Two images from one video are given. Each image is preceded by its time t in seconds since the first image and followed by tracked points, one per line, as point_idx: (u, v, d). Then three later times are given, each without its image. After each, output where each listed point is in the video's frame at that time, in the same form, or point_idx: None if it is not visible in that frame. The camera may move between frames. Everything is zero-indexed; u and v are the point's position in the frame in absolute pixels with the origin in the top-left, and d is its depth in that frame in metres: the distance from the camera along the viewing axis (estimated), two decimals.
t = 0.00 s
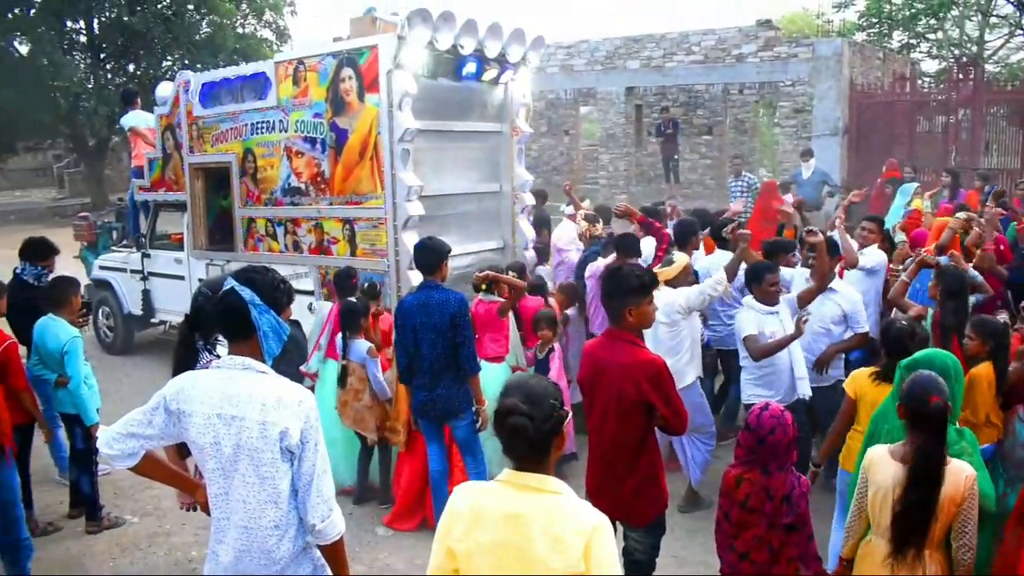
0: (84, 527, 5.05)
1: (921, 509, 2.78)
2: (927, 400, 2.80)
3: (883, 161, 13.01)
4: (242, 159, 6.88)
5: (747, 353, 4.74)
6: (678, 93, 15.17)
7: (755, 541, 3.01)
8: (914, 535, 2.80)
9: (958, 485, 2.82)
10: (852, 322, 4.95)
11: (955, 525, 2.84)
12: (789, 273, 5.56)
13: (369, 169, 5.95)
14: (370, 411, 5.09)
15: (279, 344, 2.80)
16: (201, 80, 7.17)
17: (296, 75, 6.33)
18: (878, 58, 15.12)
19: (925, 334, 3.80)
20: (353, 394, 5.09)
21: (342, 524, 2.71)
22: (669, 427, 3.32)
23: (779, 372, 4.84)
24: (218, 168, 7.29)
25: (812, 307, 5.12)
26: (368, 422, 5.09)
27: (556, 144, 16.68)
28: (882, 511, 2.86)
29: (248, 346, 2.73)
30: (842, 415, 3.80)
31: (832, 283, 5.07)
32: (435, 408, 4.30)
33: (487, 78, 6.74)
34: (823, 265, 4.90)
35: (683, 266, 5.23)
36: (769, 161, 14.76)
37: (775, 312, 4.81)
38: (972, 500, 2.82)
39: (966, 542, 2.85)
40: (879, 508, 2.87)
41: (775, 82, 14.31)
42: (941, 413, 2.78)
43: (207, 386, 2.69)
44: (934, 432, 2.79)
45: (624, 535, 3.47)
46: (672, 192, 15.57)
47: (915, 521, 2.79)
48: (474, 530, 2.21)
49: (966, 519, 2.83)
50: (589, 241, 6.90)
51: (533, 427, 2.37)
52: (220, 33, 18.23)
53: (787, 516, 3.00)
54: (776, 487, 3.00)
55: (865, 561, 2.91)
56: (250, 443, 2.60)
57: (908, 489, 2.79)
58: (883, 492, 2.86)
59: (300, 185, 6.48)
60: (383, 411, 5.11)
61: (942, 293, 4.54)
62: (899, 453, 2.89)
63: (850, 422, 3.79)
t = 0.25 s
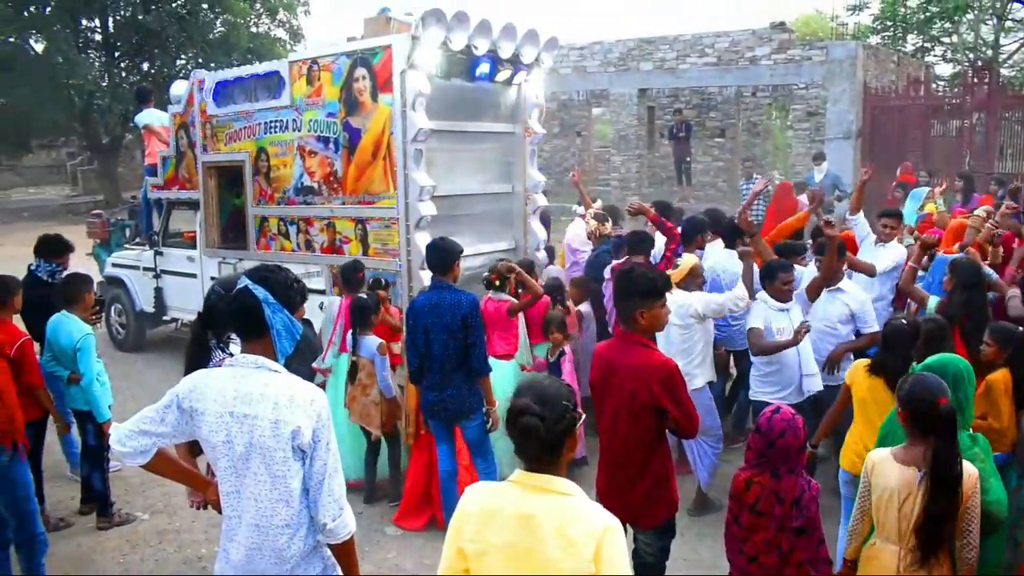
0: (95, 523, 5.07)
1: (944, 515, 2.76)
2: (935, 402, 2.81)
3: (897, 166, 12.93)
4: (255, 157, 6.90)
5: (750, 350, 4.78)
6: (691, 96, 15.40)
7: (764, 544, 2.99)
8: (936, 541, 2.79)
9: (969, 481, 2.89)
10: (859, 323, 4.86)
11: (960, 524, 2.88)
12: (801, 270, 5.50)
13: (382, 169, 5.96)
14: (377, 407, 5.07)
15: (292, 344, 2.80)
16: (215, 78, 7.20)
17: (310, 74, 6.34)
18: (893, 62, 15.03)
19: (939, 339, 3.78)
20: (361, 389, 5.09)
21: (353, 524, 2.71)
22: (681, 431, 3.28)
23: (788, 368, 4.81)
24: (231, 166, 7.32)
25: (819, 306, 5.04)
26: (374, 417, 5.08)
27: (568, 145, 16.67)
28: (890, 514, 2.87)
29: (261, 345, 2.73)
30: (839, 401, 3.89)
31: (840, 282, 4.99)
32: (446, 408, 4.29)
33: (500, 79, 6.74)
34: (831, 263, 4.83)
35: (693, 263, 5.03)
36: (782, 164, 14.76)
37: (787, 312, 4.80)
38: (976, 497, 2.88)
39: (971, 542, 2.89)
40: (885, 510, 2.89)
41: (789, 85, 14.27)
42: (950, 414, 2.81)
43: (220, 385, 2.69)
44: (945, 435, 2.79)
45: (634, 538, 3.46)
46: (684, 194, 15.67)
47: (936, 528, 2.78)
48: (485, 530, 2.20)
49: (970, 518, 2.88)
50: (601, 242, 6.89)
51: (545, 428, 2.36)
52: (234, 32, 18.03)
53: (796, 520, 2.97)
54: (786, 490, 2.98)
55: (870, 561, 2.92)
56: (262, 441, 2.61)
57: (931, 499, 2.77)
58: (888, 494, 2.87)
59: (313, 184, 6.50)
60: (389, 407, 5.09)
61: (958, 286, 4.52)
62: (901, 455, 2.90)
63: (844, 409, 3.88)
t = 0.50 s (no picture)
0: (107, 520, 5.10)
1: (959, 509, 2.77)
2: (933, 401, 2.84)
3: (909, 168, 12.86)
4: (268, 157, 6.92)
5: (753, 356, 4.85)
6: (702, 97, 15.24)
7: (774, 546, 2.98)
8: (955, 542, 2.77)
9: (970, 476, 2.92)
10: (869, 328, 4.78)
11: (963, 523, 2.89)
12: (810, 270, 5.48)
13: (393, 168, 5.97)
14: (388, 405, 5.09)
15: (305, 343, 2.81)
16: (227, 78, 7.23)
17: (322, 74, 6.36)
18: (906, 63, 14.94)
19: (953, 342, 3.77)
20: (371, 387, 5.09)
21: (364, 523, 2.71)
22: (691, 433, 3.25)
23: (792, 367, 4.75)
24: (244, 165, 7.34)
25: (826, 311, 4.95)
26: (384, 414, 5.09)
27: (579, 145, 16.64)
28: (893, 514, 2.87)
29: (273, 344, 2.74)
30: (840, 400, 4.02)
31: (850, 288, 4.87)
32: (456, 408, 4.30)
33: (512, 80, 6.74)
34: (836, 263, 4.80)
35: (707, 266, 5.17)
36: (794, 165, 14.66)
37: (796, 309, 4.80)
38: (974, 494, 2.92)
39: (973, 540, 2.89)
40: (887, 511, 2.89)
41: (801, 86, 14.19)
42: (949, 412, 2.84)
43: (233, 383, 2.70)
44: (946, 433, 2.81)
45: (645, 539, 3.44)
46: (696, 196, 15.68)
47: (954, 529, 2.77)
48: (497, 530, 2.20)
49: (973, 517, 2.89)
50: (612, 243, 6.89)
51: (557, 427, 2.36)
52: (246, 32, 18.11)
53: (806, 522, 2.95)
54: (797, 491, 2.97)
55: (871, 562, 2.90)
56: (274, 440, 2.62)
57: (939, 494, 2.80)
58: (891, 495, 2.87)
59: (325, 184, 6.51)
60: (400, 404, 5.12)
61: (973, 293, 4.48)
62: (901, 455, 2.91)
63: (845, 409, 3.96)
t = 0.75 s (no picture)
0: (114, 519, 5.11)
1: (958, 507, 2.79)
2: (928, 399, 2.87)
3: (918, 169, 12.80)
4: (275, 157, 6.93)
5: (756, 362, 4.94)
6: (711, 97, 15.06)
7: (779, 547, 2.96)
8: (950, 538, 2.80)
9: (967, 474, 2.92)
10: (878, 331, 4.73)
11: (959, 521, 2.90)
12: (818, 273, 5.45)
13: (401, 169, 5.97)
14: (395, 411, 5.07)
15: (312, 343, 2.80)
16: (235, 78, 7.24)
17: (330, 74, 6.36)
18: (915, 65, 14.86)
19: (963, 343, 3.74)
20: (379, 394, 5.09)
21: (371, 523, 2.70)
22: (698, 435, 3.23)
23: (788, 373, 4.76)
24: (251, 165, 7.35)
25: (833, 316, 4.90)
26: (391, 421, 5.07)
27: (586, 146, 16.61)
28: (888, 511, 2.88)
29: (281, 344, 2.73)
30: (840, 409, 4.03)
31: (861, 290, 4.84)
32: (462, 409, 4.28)
33: (520, 80, 6.74)
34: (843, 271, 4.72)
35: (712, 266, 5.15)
36: (801, 166, 14.59)
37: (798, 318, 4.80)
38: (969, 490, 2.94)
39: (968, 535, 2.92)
40: (883, 509, 2.89)
41: (809, 87, 14.14)
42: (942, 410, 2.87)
43: (240, 383, 2.69)
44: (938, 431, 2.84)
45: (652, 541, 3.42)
46: (703, 198, 15.56)
47: (951, 525, 2.80)
48: (504, 530, 2.19)
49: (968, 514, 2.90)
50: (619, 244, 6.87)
51: (565, 427, 2.35)
52: (255, 32, 18.37)
53: (813, 523, 2.93)
54: (803, 492, 2.94)
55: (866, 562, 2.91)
56: (281, 440, 2.61)
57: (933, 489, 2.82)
58: (886, 493, 2.88)
59: (332, 184, 6.51)
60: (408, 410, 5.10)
61: (982, 297, 4.46)
62: (895, 454, 2.92)
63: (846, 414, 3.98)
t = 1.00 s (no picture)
0: (114, 519, 5.10)
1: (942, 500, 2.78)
2: (914, 397, 2.91)
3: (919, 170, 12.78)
4: (276, 157, 6.92)
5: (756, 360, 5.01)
6: (712, 97, 15.08)
7: (778, 547, 2.95)
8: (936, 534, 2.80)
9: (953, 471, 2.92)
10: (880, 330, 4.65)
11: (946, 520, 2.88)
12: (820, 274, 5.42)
13: (401, 168, 5.96)
14: (394, 410, 5.05)
15: (312, 343, 2.79)
16: (236, 77, 7.24)
17: (331, 74, 6.36)
18: (916, 65, 14.83)
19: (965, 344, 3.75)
20: (377, 392, 5.08)
21: (372, 523, 2.69)
22: (698, 435, 3.21)
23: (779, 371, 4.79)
24: (252, 165, 7.34)
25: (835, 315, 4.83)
26: (390, 418, 5.05)
27: (587, 146, 16.59)
28: (875, 508, 2.88)
29: (281, 344, 2.72)
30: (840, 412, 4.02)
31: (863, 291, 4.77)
32: (462, 409, 4.28)
33: (521, 80, 6.73)
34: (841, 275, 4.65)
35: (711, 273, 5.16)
36: (802, 167, 14.56)
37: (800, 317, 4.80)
38: (956, 488, 2.93)
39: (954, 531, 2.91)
40: (871, 506, 2.89)
41: (810, 88, 14.11)
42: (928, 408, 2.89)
43: (240, 383, 2.69)
44: (923, 427, 2.86)
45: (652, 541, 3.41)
46: (703, 198, 15.61)
47: (936, 523, 2.80)
48: (506, 530, 2.18)
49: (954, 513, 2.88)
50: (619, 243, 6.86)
51: (566, 427, 2.34)
52: (255, 31, 18.20)
53: (812, 524, 2.92)
54: (802, 492, 2.93)
55: (859, 561, 2.90)
56: (281, 440, 2.60)
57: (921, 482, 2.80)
58: (874, 490, 2.88)
59: (333, 184, 6.51)
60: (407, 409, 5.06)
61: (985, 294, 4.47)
62: (882, 452, 2.93)
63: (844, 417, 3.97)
